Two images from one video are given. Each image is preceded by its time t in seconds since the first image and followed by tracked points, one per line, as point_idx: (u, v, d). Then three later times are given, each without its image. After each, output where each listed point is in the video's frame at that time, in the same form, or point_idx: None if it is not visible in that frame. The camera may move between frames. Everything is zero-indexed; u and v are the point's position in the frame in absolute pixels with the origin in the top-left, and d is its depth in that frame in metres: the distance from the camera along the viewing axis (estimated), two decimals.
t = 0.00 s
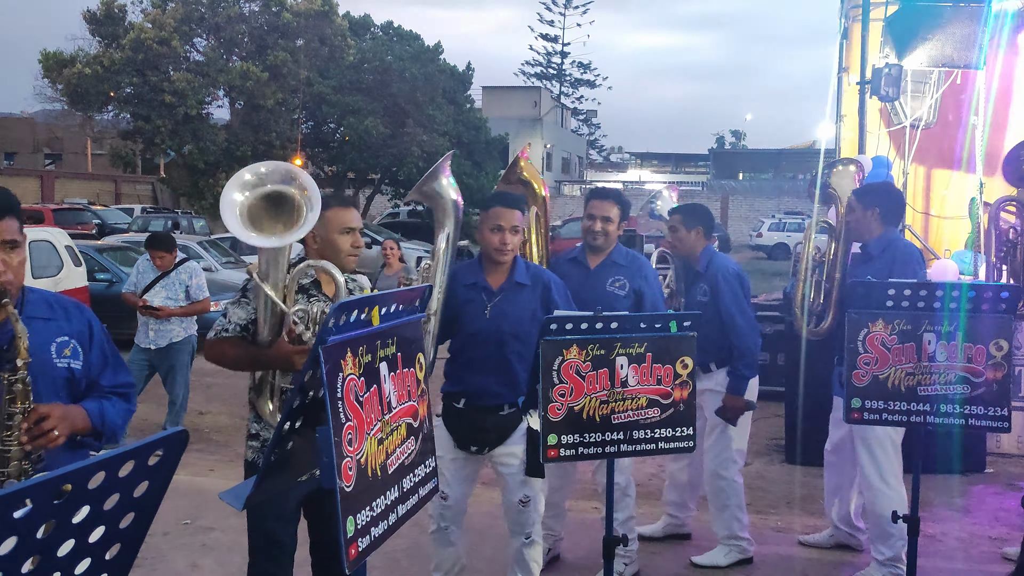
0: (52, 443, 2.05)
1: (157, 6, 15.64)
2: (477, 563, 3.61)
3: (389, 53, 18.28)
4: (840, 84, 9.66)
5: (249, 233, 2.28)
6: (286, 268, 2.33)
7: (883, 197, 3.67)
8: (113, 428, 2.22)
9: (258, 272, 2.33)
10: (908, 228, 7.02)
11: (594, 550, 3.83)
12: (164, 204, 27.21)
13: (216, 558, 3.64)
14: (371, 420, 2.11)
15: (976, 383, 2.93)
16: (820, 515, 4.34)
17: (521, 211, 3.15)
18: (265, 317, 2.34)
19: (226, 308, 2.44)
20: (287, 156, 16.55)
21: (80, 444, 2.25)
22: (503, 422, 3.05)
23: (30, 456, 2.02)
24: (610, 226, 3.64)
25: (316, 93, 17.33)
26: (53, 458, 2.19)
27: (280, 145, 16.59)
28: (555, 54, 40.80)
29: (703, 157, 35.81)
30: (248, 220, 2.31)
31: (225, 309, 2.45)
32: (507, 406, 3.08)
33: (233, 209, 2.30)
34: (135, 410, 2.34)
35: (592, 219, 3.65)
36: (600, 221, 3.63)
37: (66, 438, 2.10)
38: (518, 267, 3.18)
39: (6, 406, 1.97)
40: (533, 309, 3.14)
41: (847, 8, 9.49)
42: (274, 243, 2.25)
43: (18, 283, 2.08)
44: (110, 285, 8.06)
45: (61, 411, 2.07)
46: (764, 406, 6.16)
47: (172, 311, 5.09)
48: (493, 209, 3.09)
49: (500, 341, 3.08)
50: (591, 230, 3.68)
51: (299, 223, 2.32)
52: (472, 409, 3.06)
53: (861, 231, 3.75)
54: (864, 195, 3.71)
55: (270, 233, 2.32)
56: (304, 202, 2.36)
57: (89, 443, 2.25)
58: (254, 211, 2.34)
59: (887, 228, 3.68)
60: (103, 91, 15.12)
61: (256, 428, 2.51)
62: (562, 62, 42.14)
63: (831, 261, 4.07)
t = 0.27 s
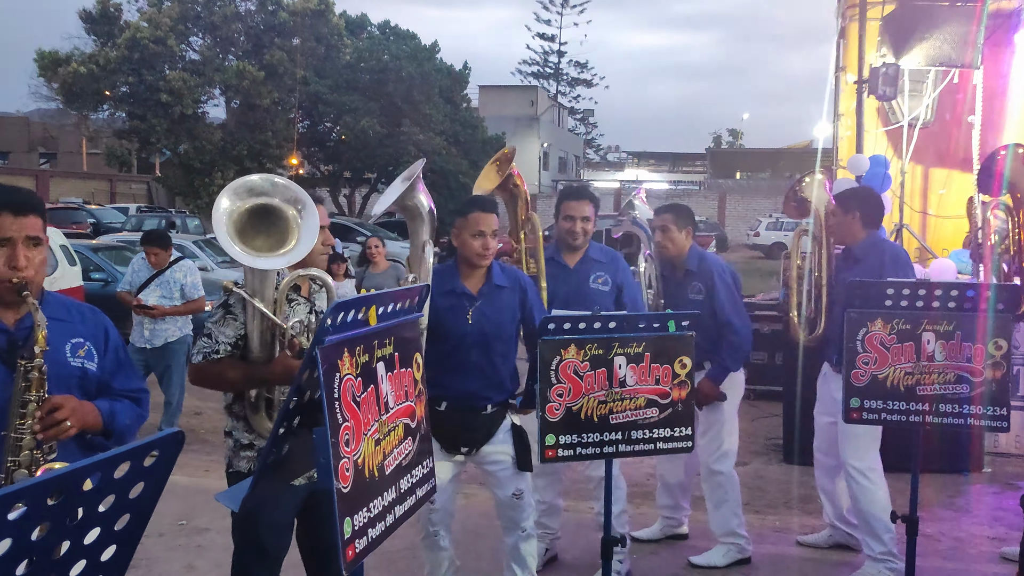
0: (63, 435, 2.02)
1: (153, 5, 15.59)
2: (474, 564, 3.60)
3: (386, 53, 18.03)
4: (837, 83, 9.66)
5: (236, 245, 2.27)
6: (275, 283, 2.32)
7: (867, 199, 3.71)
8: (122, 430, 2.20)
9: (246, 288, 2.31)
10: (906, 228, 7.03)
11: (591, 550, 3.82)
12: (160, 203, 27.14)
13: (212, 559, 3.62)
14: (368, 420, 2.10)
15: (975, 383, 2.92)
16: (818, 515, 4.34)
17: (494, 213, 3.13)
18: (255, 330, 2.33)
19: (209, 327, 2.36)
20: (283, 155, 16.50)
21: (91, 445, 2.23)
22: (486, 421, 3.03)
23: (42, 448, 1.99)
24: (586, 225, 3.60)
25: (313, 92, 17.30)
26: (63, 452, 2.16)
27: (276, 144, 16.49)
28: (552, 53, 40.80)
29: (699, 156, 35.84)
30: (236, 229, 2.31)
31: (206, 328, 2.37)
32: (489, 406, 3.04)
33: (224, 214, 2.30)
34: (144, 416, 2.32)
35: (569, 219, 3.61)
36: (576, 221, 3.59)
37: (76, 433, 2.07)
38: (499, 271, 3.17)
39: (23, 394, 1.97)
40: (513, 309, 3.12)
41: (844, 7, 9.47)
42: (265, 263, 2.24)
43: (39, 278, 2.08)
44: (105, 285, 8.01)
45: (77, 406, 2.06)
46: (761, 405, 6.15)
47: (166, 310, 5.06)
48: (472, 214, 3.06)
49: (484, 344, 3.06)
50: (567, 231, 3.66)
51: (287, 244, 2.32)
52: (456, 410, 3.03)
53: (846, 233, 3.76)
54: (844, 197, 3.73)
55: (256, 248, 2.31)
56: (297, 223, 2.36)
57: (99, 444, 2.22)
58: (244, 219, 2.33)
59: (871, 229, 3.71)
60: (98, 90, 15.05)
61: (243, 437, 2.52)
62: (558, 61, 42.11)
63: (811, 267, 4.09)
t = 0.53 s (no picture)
0: (67, 432, 2.00)
1: (147, 3, 15.56)
2: (471, 564, 3.59)
3: (381, 50, 18.20)
4: (833, 82, 9.66)
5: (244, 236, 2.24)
6: (278, 282, 2.30)
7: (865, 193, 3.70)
8: (125, 431, 2.17)
9: (247, 287, 2.29)
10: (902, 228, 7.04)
11: (588, 550, 3.81)
12: (154, 202, 27.04)
13: (207, 560, 3.60)
14: (364, 421, 2.08)
15: (972, 383, 2.92)
16: (814, 514, 4.33)
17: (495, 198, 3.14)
18: (255, 328, 2.33)
19: (207, 327, 2.33)
20: (277, 154, 16.45)
21: (93, 446, 2.21)
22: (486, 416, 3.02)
23: (44, 445, 1.97)
24: (579, 221, 3.67)
25: (308, 90, 17.40)
26: (64, 449, 2.14)
27: (271, 143, 16.46)
28: (548, 52, 40.78)
29: (695, 155, 35.85)
30: (245, 223, 2.29)
31: (205, 329, 2.33)
32: (488, 399, 3.04)
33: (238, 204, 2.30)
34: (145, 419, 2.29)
35: (566, 216, 3.66)
36: (572, 216, 3.65)
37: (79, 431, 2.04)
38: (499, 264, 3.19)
39: (26, 391, 1.97)
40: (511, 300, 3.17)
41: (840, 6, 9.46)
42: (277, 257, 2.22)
43: (42, 277, 2.07)
44: (99, 285, 7.98)
45: (82, 405, 2.04)
46: (757, 404, 6.14)
47: (161, 310, 5.03)
48: (480, 201, 3.06)
49: (481, 335, 3.06)
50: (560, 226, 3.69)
51: (294, 242, 2.32)
52: (454, 406, 3.00)
53: (846, 228, 3.76)
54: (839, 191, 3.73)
55: (264, 243, 2.29)
56: (304, 226, 2.36)
57: (102, 445, 2.20)
58: (254, 216, 2.32)
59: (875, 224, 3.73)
60: (92, 89, 14.98)
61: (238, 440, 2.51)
62: (553, 60, 42.09)
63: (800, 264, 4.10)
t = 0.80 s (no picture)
0: (67, 432, 2.02)
1: (142, 3, 15.53)
2: (467, 565, 3.60)
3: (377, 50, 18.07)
4: (829, 82, 9.68)
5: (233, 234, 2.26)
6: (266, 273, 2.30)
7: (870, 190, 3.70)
8: (121, 431, 2.18)
9: (239, 279, 2.30)
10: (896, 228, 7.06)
11: (583, 550, 3.83)
12: (149, 202, 27.00)
13: (203, 560, 3.60)
14: (358, 422, 2.09)
15: (963, 382, 2.93)
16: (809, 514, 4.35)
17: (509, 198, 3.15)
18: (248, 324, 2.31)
19: (206, 317, 2.37)
20: (273, 154, 16.44)
21: (90, 445, 2.21)
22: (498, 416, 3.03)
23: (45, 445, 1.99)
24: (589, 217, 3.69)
25: (303, 90, 17.20)
26: (62, 450, 2.15)
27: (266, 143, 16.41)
28: (544, 51, 40.79)
29: (690, 155, 35.89)
30: (232, 221, 2.30)
31: (202, 320, 2.38)
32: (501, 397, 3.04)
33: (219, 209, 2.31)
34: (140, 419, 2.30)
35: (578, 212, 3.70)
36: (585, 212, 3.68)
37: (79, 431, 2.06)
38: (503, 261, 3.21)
39: (28, 392, 1.97)
40: (520, 300, 3.16)
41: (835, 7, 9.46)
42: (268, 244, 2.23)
43: (39, 278, 2.08)
44: (94, 285, 7.97)
45: (81, 405, 2.05)
46: (752, 405, 6.16)
47: (155, 310, 5.04)
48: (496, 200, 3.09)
49: (499, 333, 3.05)
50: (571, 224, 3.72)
51: (282, 230, 2.32)
52: (467, 406, 2.98)
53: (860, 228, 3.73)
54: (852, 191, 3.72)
55: (252, 234, 2.30)
56: (290, 211, 2.36)
57: (98, 445, 2.21)
58: (237, 213, 2.33)
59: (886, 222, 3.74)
60: (87, 89, 14.96)
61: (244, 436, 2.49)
62: (549, 60, 42.09)
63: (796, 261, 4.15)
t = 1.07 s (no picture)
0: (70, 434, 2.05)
1: (135, 2, 15.51)
2: (460, 564, 3.60)
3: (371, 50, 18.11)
4: (822, 82, 9.70)
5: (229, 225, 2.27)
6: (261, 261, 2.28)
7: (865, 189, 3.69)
8: (115, 430, 2.20)
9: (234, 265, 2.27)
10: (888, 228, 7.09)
11: (577, 549, 3.83)
12: (142, 202, 26.95)
13: (196, 560, 3.60)
14: (350, 422, 2.09)
15: (955, 381, 2.94)
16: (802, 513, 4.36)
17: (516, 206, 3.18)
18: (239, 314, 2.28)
19: (206, 303, 2.44)
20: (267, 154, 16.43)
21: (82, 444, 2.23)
22: (497, 417, 3.02)
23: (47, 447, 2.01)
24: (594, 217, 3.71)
25: (298, 90, 17.20)
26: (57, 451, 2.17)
27: (260, 144, 16.23)
28: (538, 52, 40.84)
29: (685, 155, 35.95)
30: (227, 215, 2.31)
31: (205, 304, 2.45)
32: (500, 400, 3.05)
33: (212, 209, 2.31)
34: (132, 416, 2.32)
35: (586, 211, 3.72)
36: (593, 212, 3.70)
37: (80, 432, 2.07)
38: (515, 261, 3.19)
39: (29, 396, 1.98)
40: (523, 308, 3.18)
41: (828, 7, 9.46)
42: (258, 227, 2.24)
43: (27, 278, 2.07)
44: (87, 285, 7.96)
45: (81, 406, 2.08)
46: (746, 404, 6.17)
47: (147, 310, 5.04)
48: (507, 207, 3.10)
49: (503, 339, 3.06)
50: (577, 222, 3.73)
51: (275, 211, 2.32)
52: (469, 407, 2.98)
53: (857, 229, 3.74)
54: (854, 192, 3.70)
55: (246, 221, 2.31)
56: (277, 192, 2.37)
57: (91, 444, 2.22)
58: (229, 208, 2.33)
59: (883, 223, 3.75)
60: (80, 89, 14.93)
61: (242, 427, 2.47)
62: (544, 60, 42.10)
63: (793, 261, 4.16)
